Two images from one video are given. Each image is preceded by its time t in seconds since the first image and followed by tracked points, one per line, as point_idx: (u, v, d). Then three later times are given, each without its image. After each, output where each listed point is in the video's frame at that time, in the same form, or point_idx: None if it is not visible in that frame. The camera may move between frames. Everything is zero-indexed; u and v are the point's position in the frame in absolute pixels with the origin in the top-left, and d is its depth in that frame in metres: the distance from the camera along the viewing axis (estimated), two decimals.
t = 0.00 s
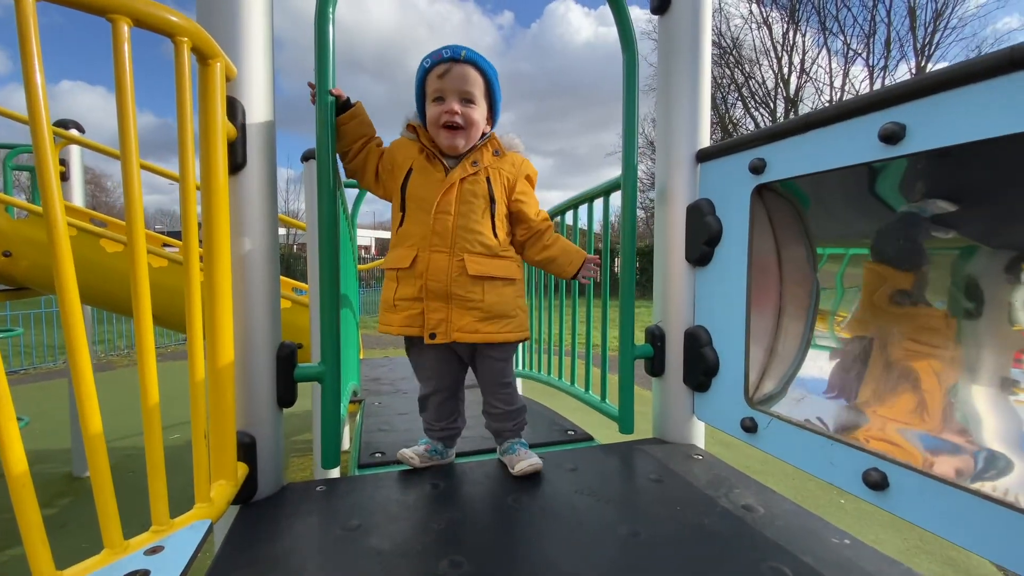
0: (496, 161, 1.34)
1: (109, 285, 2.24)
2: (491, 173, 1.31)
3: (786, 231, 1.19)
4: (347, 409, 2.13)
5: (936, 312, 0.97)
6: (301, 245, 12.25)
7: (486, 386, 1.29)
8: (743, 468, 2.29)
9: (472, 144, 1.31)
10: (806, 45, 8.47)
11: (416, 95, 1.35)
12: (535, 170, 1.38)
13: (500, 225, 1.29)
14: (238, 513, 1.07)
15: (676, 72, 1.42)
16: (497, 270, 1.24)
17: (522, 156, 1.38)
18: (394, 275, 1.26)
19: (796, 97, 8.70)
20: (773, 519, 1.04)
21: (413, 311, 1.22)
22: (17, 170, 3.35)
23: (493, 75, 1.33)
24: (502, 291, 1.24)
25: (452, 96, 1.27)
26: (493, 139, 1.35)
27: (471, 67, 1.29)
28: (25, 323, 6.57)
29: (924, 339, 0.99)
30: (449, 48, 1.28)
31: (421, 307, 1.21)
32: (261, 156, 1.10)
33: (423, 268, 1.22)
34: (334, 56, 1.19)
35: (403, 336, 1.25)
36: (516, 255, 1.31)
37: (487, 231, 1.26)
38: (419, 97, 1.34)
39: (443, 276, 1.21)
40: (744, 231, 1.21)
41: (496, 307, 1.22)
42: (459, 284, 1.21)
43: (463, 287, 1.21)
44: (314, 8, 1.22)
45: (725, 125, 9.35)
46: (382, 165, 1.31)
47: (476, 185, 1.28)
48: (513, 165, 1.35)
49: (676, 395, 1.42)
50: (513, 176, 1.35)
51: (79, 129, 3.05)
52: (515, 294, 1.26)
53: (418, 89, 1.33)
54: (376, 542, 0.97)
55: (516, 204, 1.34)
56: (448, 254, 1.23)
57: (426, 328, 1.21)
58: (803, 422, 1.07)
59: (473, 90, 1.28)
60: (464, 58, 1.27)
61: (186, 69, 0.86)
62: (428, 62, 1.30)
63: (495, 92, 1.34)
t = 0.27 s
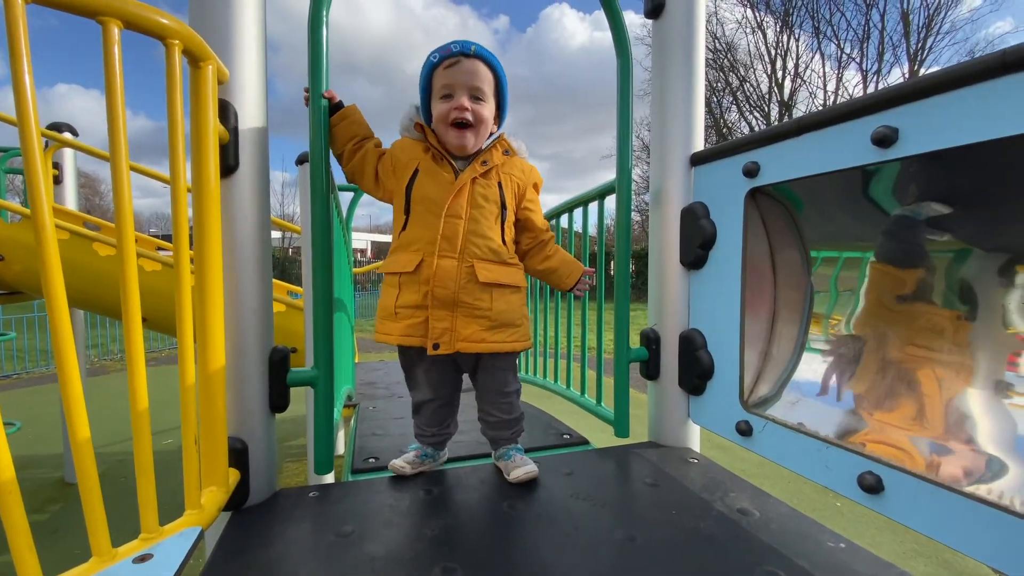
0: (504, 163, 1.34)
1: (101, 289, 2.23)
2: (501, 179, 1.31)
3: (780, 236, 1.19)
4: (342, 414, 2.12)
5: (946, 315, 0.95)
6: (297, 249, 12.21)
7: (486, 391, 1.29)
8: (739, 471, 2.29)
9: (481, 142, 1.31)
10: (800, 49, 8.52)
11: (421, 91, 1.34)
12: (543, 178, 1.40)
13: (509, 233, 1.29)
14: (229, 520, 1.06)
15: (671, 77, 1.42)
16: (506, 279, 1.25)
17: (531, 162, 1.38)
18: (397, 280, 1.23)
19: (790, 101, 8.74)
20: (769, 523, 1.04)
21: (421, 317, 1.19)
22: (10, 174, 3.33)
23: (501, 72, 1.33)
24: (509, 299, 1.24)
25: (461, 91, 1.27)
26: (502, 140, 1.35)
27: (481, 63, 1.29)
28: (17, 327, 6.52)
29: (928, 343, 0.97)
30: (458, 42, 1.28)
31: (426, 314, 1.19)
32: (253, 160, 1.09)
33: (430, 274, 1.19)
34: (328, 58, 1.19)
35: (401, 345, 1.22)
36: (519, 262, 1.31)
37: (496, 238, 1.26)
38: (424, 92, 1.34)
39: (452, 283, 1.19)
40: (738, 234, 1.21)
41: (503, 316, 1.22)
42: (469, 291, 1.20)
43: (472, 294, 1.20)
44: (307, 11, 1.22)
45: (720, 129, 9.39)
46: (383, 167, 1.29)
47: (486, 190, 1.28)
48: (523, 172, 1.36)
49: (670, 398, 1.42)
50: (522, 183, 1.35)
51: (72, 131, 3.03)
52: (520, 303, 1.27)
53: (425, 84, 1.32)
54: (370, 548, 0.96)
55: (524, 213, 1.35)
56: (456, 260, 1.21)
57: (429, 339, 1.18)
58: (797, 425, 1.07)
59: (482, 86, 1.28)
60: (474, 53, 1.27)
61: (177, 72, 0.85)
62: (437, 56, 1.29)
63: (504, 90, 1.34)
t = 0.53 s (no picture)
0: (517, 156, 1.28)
1: (96, 293, 2.22)
2: (513, 175, 1.27)
3: (770, 240, 1.21)
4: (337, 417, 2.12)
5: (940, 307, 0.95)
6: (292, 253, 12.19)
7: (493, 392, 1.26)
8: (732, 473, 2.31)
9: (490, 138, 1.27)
10: (793, 55, 8.60)
11: (423, 87, 1.30)
12: (561, 172, 1.34)
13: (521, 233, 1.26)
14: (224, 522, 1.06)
15: (663, 83, 1.44)
16: (519, 280, 1.22)
17: (546, 154, 1.32)
18: (408, 283, 1.20)
19: (784, 106, 8.81)
20: (759, 523, 1.05)
21: (431, 321, 1.17)
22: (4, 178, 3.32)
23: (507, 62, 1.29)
24: (522, 301, 1.22)
25: (466, 89, 1.23)
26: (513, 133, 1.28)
27: (485, 56, 1.24)
28: (9, 332, 6.48)
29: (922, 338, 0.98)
30: (458, 35, 1.23)
31: (438, 318, 1.17)
32: (249, 164, 1.10)
33: (441, 278, 1.17)
34: (323, 65, 1.20)
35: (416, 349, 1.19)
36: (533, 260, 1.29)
37: (508, 238, 1.23)
38: (426, 89, 1.29)
39: (462, 286, 1.17)
40: (728, 238, 1.22)
41: (516, 318, 1.21)
42: (480, 294, 1.18)
43: (483, 297, 1.18)
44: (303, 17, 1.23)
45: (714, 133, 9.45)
46: (389, 165, 1.26)
47: (496, 189, 1.24)
48: (536, 167, 1.31)
49: (663, 400, 1.43)
50: (537, 178, 1.30)
51: (67, 136, 3.03)
52: (533, 304, 1.25)
53: (426, 81, 1.28)
54: (364, 550, 0.97)
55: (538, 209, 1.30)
56: (466, 262, 1.19)
57: (445, 343, 1.16)
58: (786, 425, 1.08)
59: (488, 81, 1.24)
60: (477, 46, 1.23)
61: (173, 77, 0.86)
62: (437, 52, 1.24)
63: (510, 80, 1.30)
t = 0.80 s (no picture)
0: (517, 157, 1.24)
1: (88, 299, 2.22)
2: (511, 184, 1.21)
3: (758, 247, 1.22)
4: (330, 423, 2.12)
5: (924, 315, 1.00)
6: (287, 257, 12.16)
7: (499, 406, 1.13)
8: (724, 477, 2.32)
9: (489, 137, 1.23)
10: (786, 60, 8.67)
11: (417, 83, 1.27)
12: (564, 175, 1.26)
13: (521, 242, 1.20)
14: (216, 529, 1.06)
15: (652, 92, 1.46)
16: (520, 292, 1.17)
17: (547, 157, 1.26)
18: (407, 298, 1.18)
19: (777, 111, 8.88)
20: (747, 527, 1.06)
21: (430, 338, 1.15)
22: None
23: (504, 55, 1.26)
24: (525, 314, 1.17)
25: (463, 81, 1.20)
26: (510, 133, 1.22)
27: (480, 46, 1.21)
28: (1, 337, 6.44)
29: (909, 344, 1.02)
30: (453, 26, 1.20)
31: (437, 334, 1.14)
32: (242, 173, 1.11)
33: (437, 294, 1.14)
34: (317, 74, 1.21)
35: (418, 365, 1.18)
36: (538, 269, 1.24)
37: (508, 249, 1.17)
38: (420, 85, 1.27)
39: (459, 302, 1.14)
40: (717, 245, 1.24)
41: (520, 332, 1.15)
42: (478, 310, 1.14)
43: (482, 312, 1.14)
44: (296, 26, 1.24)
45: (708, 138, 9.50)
46: (384, 179, 1.24)
47: (490, 198, 1.19)
48: (537, 173, 1.24)
49: (654, 404, 1.45)
50: (538, 185, 1.23)
51: (60, 140, 3.02)
52: (540, 312, 1.19)
53: (421, 77, 1.25)
54: (356, 556, 0.97)
55: (542, 217, 1.23)
56: (464, 277, 1.15)
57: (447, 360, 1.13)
58: (774, 430, 1.10)
59: (485, 73, 1.21)
60: (472, 36, 1.20)
61: (167, 88, 0.87)
62: (430, 44, 1.22)
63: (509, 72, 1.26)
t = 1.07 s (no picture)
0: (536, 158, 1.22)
1: (84, 303, 2.22)
2: (535, 189, 1.18)
3: (749, 251, 1.23)
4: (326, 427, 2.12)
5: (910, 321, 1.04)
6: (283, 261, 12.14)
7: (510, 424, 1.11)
8: (719, 482, 2.33)
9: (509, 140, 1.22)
10: (780, 66, 8.74)
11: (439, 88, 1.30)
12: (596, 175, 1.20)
13: (544, 250, 1.16)
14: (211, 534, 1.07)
15: (646, 99, 1.48)
16: (542, 306, 1.13)
17: (573, 156, 1.21)
18: (433, 309, 1.19)
19: (771, 116, 8.95)
20: (740, 529, 1.07)
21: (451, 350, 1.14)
22: None
23: (522, 47, 1.22)
24: (549, 327, 1.13)
25: (467, 78, 1.18)
26: (535, 131, 1.22)
27: (482, 39, 1.18)
28: None
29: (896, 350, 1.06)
30: (455, 24, 1.20)
31: (456, 348, 1.13)
32: (240, 179, 1.12)
33: (457, 304, 1.14)
34: (313, 80, 1.22)
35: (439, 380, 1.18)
36: (568, 281, 1.19)
37: (532, 259, 1.15)
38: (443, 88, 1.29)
39: (480, 314, 1.12)
40: (709, 251, 1.26)
41: (542, 347, 1.11)
42: (498, 322, 1.11)
43: (502, 325, 1.11)
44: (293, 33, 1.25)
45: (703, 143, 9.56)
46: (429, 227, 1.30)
47: (511, 205, 1.17)
48: (563, 174, 1.19)
49: (649, 408, 1.46)
50: (564, 188, 1.19)
51: (57, 144, 3.03)
52: (564, 331, 1.15)
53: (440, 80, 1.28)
54: (352, 560, 0.98)
55: (568, 223, 1.18)
56: (486, 287, 1.14)
57: (461, 376, 1.11)
58: (766, 433, 1.11)
59: (488, 65, 1.17)
60: (472, 30, 1.18)
61: (165, 96, 0.88)
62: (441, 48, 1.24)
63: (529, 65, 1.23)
